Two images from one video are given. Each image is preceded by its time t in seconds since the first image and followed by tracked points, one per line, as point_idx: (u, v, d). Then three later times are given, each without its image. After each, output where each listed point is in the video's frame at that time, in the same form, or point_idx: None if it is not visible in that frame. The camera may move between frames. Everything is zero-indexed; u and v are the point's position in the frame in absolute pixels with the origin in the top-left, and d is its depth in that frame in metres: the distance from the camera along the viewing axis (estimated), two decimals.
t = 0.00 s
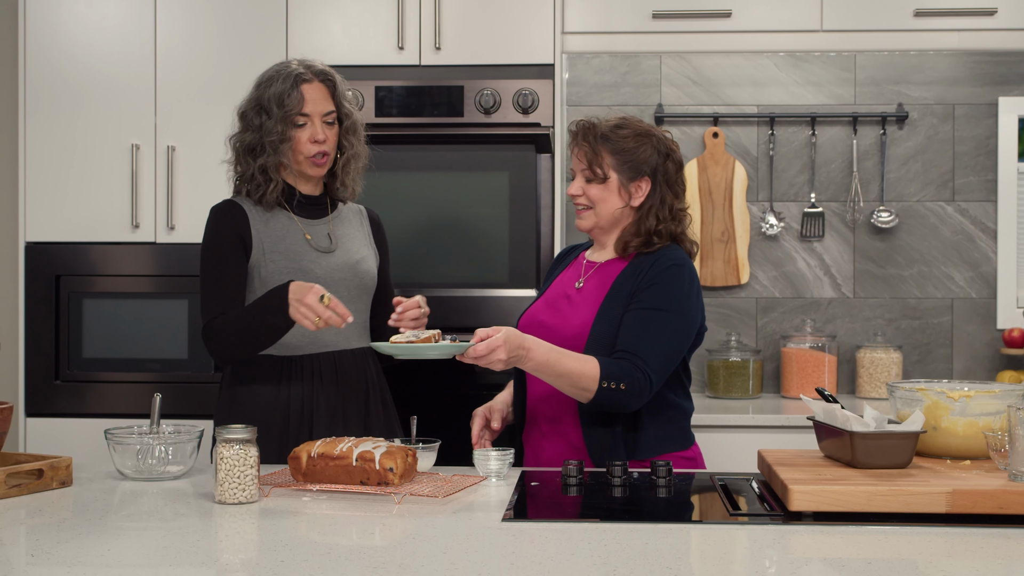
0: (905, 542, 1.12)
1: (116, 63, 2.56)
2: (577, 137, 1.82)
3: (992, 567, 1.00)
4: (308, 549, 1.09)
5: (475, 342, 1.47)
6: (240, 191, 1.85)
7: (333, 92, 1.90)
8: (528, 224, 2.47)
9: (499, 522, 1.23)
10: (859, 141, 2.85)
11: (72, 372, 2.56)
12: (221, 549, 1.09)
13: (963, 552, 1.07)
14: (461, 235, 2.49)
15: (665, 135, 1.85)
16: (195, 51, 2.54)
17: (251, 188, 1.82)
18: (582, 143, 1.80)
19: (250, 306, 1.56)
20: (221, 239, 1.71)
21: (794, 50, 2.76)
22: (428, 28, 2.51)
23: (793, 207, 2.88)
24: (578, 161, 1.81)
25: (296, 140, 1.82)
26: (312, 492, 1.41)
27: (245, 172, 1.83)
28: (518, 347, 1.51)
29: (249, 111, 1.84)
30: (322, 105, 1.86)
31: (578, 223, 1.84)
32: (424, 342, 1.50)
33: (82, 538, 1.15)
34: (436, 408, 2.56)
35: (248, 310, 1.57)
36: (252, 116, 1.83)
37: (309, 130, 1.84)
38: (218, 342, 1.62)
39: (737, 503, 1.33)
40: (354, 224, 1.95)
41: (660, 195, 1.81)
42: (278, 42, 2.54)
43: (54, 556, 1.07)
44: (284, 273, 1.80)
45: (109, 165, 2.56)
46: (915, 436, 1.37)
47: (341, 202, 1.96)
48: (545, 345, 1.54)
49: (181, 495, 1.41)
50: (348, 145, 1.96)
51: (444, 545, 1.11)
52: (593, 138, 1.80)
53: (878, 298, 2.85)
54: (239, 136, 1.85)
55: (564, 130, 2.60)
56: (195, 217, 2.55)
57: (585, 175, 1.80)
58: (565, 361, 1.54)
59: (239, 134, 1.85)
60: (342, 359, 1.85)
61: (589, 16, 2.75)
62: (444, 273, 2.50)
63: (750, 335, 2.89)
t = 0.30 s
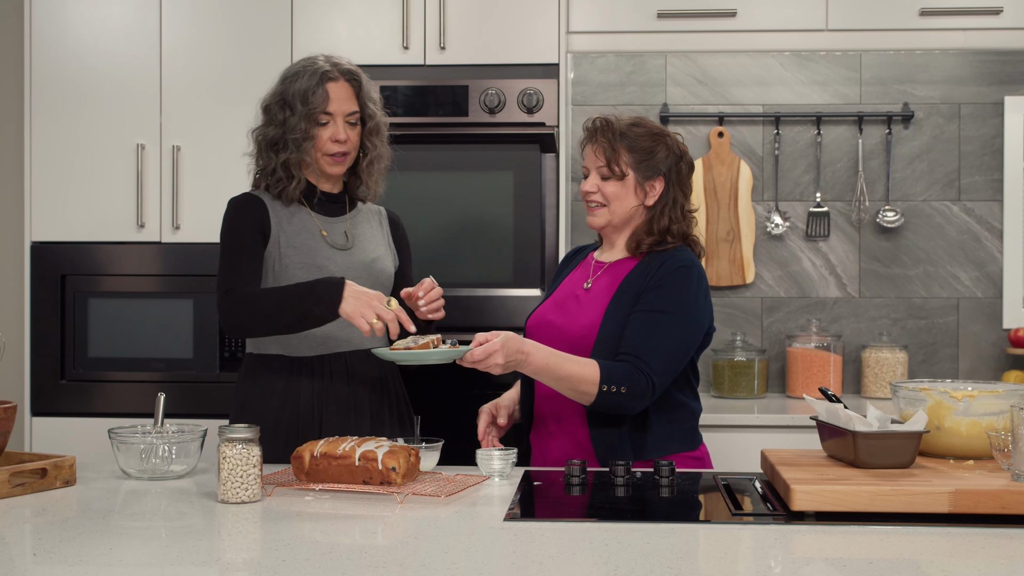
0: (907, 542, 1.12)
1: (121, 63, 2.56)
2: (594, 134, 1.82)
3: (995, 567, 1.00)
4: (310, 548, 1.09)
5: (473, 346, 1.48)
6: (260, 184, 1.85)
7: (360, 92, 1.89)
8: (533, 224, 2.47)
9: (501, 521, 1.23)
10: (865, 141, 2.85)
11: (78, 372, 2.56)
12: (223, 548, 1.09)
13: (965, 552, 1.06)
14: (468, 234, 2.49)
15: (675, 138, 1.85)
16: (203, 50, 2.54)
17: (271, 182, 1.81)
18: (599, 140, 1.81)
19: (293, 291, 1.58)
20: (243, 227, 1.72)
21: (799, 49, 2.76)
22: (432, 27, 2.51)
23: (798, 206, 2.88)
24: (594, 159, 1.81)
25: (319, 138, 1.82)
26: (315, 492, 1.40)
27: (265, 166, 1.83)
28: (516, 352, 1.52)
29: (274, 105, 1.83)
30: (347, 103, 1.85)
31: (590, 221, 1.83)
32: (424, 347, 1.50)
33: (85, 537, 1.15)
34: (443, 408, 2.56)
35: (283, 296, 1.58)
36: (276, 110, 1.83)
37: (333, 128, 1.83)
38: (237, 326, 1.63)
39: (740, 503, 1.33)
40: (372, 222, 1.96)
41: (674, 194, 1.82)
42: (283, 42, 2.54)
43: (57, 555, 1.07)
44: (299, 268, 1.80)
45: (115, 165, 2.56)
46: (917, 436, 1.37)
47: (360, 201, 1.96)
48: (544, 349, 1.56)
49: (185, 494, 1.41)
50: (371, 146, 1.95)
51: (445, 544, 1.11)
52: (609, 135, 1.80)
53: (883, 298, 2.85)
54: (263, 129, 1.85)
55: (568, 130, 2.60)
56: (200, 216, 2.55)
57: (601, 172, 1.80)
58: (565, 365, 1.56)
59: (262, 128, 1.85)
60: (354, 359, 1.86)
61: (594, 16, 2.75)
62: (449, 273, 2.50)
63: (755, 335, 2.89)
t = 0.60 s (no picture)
0: (908, 541, 1.12)
1: (126, 63, 2.56)
2: (598, 134, 1.82)
3: (997, 567, 1.00)
4: (311, 547, 1.09)
5: (474, 346, 1.49)
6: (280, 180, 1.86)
7: (384, 94, 1.89)
8: (537, 224, 2.47)
9: (501, 521, 1.23)
10: (869, 140, 2.85)
11: (82, 371, 2.57)
12: (224, 547, 1.09)
13: (965, 552, 1.06)
14: (473, 234, 2.49)
15: (677, 137, 1.85)
16: (210, 50, 2.54)
17: (290, 181, 1.83)
18: (604, 139, 1.80)
19: (310, 301, 1.57)
20: (257, 226, 1.72)
21: (804, 48, 2.75)
22: (436, 27, 2.51)
23: (803, 206, 2.88)
24: (599, 158, 1.80)
25: (340, 140, 1.82)
26: (316, 491, 1.41)
27: (286, 164, 1.84)
28: (517, 352, 1.53)
29: (298, 103, 1.83)
30: (370, 105, 1.84)
31: (593, 220, 1.83)
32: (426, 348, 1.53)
33: (87, 536, 1.15)
34: (448, 407, 2.57)
35: (297, 302, 1.58)
36: (300, 108, 1.82)
37: (353, 130, 1.83)
38: (247, 326, 1.63)
39: (741, 503, 1.33)
40: (387, 224, 1.97)
41: (678, 194, 1.81)
42: (287, 42, 2.54)
43: (58, 554, 1.07)
44: (310, 269, 1.81)
45: (119, 165, 2.56)
46: (919, 435, 1.37)
47: (379, 203, 1.97)
48: (545, 350, 1.56)
49: (187, 493, 1.41)
50: (393, 149, 1.97)
51: (447, 544, 1.11)
52: (614, 134, 1.80)
53: (888, 298, 2.85)
54: (286, 126, 1.85)
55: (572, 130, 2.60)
56: (204, 216, 2.55)
57: (605, 171, 1.80)
58: (565, 366, 1.56)
59: (285, 125, 1.85)
60: (363, 361, 1.86)
61: (598, 16, 2.75)
62: (454, 273, 2.50)
63: (759, 335, 2.89)
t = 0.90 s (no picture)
0: (908, 542, 1.11)
1: (130, 63, 2.56)
2: (599, 134, 1.81)
3: (998, 568, 1.00)
4: (311, 547, 1.09)
5: (474, 345, 1.49)
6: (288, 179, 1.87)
7: (395, 98, 1.89)
8: (541, 224, 2.47)
9: (502, 521, 1.23)
10: (873, 140, 2.85)
11: (86, 371, 2.57)
12: (224, 547, 1.09)
13: (966, 552, 1.06)
14: (478, 233, 2.49)
15: (679, 138, 1.85)
16: (215, 50, 2.54)
17: (298, 181, 1.83)
18: (605, 139, 1.80)
19: (318, 299, 1.58)
20: (262, 225, 1.72)
21: (808, 48, 2.75)
22: (440, 27, 2.51)
23: (807, 206, 2.88)
24: (601, 158, 1.80)
25: (350, 141, 1.82)
26: (318, 491, 1.41)
27: (295, 164, 1.84)
28: (517, 351, 1.53)
29: (309, 103, 1.83)
30: (381, 107, 1.84)
31: (595, 219, 1.83)
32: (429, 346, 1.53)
33: (88, 535, 1.15)
34: (453, 407, 2.57)
35: (305, 301, 1.59)
36: (311, 108, 1.82)
37: (364, 132, 1.83)
38: (250, 324, 1.63)
39: (743, 503, 1.33)
40: (394, 225, 1.97)
41: (679, 194, 1.81)
42: (292, 42, 2.54)
43: (59, 553, 1.07)
44: (316, 269, 1.82)
45: (123, 164, 2.56)
46: (921, 435, 1.36)
47: (386, 206, 1.97)
48: (546, 349, 1.56)
49: (189, 493, 1.41)
50: (403, 151, 1.96)
51: (447, 544, 1.11)
52: (615, 135, 1.80)
53: (892, 298, 2.85)
54: (296, 126, 1.85)
55: (576, 130, 2.59)
56: (208, 216, 2.55)
57: (607, 172, 1.79)
58: (566, 365, 1.56)
59: (295, 125, 1.85)
60: (367, 361, 1.86)
61: (602, 16, 2.75)
62: (458, 273, 2.50)
63: (764, 335, 2.89)
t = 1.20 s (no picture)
0: (908, 542, 1.11)
1: (133, 63, 2.56)
2: (599, 135, 1.81)
3: (999, 568, 1.00)
4: (311, 546, 1.09)
5: (475, 345, 1.49)
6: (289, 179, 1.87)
7: (397, 98, 1.89)
8: (543, 224, 2.47)
9: (501, 521, 1.23)
10: (877, 140, 2.84)
11: (89, 370, 2.57)
12: (224, 546, 1.09)
13: (965, 552, 1.06)
14: (481, 234, 2.49)
15: (679, 139, 1.85)
16: (218, 51, 2.54)
17: (299, 182, 1.83)
18: (604, 140, 1.80)
19: (317, 295, 1.59)
20: (261, 225, 1.72)
21: (811, 48, 2.75)
22: (443, 27, 2.51)
23: (810, 206, 2.88)
24: (601, 158, 1.80)
25: (352, 141, 1.82)
26: (318, 491, 1.41)
27: (296, 164, 1.84)
28: (519, 351, 1.52)
29: (311, 103, 1.83)
30: (383, 107, 1.84)
31: (594, 219, 1.82)
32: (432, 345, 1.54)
33: (89, 535, 1.15)
34: (456, 407, 2.56)
35: (305, 298, 1.60)
36: (313, 109, 1.82)
37: (365, 132, 1.83)
38: (249, 324, 1.63)
39: (744, 503, 1.33)
40: (395, 225, 1.97)
41: (678, 195, 1.82)
42: (296, 42, 2.54)
43: (59, 553, 1.07)
44: (316, 269, 1.82)
45: (126, 164, 2.56)
46: (921, 436, 1.36)
47: (387, 206, 1.97)
48: (547, 349, 1.56)
49: (190, 493, 1.41)
50: (404, 152, 1.97)
51: (447, 543, 1.11)
52: (614, 136, 1.79)
53: (896, 298, 2.85)
54: (298, 126, 1.85)
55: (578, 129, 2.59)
56: (211, 216, 2.55)
57: (607, 173, 1.79)
58: (566, 365, 1.56)
59: (297, 125, 1.85)
60: (368, 360, 1.86)
61: (606, 16, 2.75)
62: (462, 273, 2.49)
63: (767, 335, 2.89)
